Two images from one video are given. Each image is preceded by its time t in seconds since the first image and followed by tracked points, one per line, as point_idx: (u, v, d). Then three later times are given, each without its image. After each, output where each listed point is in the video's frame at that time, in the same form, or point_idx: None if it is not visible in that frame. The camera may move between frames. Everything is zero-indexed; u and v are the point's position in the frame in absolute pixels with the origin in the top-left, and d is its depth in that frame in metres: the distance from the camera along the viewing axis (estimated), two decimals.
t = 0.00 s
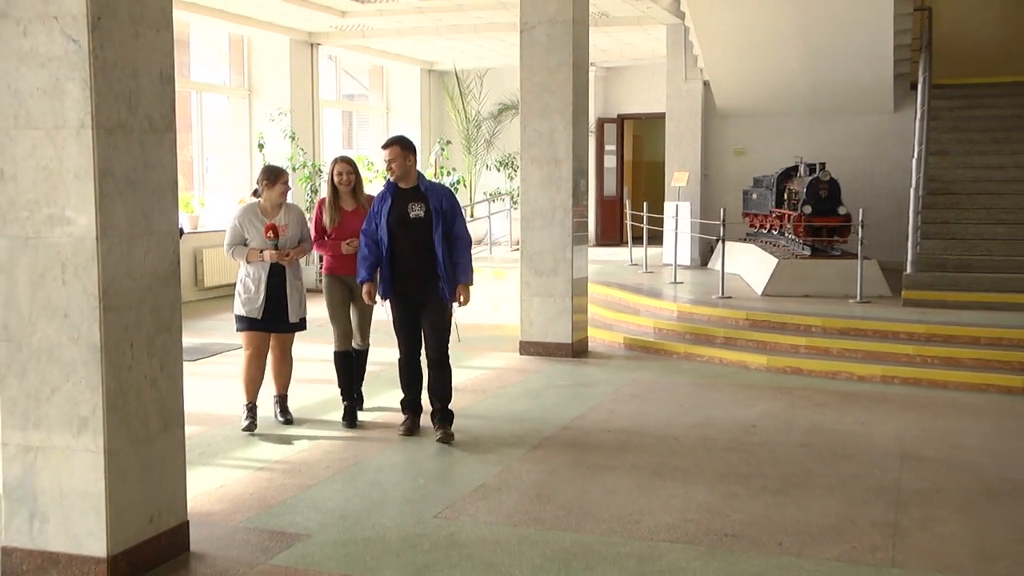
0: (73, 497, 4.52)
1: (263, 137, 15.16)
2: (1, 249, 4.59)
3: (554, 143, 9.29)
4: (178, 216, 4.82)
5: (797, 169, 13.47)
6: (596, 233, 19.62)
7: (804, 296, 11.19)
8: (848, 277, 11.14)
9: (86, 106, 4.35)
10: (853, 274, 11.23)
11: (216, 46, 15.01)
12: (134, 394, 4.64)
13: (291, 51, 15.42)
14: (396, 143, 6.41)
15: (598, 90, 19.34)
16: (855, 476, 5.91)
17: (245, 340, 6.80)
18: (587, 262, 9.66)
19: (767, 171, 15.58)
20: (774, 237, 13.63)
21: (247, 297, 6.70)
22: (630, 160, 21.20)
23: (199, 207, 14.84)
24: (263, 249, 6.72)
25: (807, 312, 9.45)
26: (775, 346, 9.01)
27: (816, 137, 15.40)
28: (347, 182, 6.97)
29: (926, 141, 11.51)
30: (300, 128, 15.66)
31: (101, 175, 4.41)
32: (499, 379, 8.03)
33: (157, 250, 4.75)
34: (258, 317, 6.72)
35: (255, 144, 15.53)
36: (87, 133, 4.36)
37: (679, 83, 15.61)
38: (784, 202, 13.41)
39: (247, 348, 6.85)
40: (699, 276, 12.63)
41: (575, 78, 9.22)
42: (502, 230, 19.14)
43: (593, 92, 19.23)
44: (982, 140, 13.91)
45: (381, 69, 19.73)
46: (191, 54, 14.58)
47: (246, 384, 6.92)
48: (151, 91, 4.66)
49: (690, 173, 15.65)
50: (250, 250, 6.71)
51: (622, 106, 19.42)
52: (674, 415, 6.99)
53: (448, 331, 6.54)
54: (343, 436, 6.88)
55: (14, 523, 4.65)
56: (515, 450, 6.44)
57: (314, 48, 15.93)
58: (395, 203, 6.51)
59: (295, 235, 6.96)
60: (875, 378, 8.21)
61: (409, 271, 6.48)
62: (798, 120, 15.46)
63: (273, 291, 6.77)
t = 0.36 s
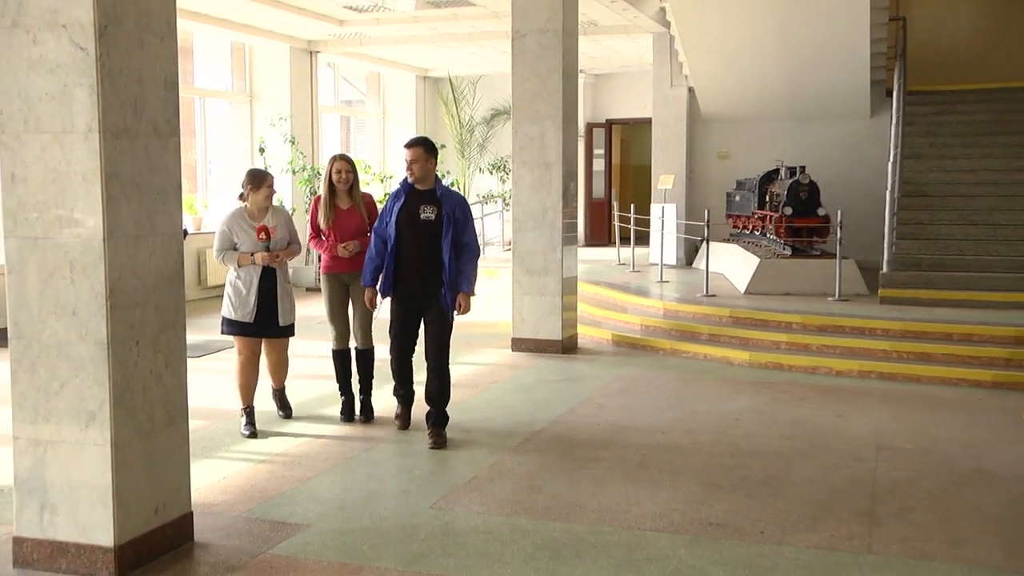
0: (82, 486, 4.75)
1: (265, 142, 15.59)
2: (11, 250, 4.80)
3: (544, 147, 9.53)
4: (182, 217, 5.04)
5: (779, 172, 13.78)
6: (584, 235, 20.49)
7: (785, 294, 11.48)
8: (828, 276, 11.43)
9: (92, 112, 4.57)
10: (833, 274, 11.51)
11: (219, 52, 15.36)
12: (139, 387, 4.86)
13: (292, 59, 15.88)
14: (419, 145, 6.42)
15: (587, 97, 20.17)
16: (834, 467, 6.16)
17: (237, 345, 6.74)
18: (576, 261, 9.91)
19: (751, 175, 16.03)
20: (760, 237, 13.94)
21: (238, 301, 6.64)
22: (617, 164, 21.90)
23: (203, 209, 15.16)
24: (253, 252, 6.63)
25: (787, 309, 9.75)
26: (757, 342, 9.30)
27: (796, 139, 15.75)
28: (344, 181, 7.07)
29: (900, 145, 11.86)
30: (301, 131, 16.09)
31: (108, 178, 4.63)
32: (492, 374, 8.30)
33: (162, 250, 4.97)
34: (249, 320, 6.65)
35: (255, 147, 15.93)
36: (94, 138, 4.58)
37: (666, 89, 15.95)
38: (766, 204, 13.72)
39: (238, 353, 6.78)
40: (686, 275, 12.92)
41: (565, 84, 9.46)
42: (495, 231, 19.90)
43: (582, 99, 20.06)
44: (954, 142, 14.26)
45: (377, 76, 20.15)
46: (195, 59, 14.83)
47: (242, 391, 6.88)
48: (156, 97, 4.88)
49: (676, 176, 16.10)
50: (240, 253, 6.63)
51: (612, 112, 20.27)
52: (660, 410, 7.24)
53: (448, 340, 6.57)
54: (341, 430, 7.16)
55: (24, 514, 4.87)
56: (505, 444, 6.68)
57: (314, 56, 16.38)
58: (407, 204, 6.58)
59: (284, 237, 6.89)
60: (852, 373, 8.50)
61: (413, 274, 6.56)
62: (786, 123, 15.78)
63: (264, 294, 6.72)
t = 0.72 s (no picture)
0: (87, 478, 4.97)
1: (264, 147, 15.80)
2: (20, 251, 5.03)
3: (534, 151, 9.78)
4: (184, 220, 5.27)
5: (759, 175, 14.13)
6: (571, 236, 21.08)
7: (765, 293, 11.76)
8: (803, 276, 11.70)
9: (98, 119, 4.79)
10: (810, 274, 11.79)
11: (217, 58, 15.57)
12: (143, 383, 5.09)
13: (290, 68, 16.15)
14: (421, 145, 6.56)
15: (573, 104, 20.79)
16: (810, 460, 6.42)
17: (235, 347, 6.75)
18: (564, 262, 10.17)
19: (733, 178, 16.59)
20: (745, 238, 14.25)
21: (233, 305, 6.60)
22: (605, 168, 22.36)
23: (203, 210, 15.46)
24: (247, 255, 6.61)
25: (767, 308, 10.05)
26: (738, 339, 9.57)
27: (774, 146, 16.35)
28: (345, 188, 7.07)
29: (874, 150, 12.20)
30: (298, 137, 16.38)
31: (112, 183, 4.85)
32: (483, 370, 8.58)
33: (164, 252, 5.20)
34: (246, 324, 6.60)
35: (256, 153, 16.20)
36: (100, 144, 4.81)
37: (649, 96, 16.63)
38: (746, 206, 14.11)
39: (236, 355, 6.82)
40: (671, 275, 13.22)
41: (553, 90, 9.72)
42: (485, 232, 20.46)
43: (569, 106, 20.68)
44: (928, 148, 14.66)
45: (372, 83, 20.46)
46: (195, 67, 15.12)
47: (241, 387, 7.02)
48: (158, 104, 5.11)
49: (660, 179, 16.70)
50: (234, 257, 6.61)
51: (598, 117, 20.84)
52: (644, 405, 7.51)
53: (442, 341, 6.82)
54: (336, 425, 7.45)
55: (32, 505, 5.11)
56: (494, 439, 6.91)
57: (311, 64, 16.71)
58: (409, 204, 6.69)
59: (279, 241, 6.85)
60: (830, 369, 8.76)
61: (416, 274, 6.66)
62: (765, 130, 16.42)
63: (259, 297, 6.65)
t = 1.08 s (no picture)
0: (91, 471, 5.17)
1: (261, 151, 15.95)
2: (26, 252, 5.23)
3: (522, 154, 10.03)
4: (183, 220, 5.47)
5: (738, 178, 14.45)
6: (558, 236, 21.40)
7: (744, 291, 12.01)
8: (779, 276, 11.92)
9: (100, 124, 4.99)
10: (786, 274, 12.01)
11: (217, 67, 15.89)
12: (145, 379, 5.30)
13: (286, 73, 16.30)
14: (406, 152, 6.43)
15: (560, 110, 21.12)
16: (788, 451, 6.68)
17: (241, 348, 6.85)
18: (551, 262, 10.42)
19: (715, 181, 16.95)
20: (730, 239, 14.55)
21: (239, 306, 6.70)
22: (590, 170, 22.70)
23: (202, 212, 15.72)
24: (254, 258, 6.71)
25: (747, 306, 10.32)
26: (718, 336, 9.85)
27: (755, 148, 16.71)
28: (345, 187, 7.25)
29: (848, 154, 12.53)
30: (295, 142, 16.49)
31: (113, 185, 5.04)
32: (473, 366, 8.84)
33: (165, 251, 5.41)
34: (253, 327, 6.69)
35: (252, 156, 16.45)
36: (102, 148, 5.00)
37: (633, 101, 16.83)
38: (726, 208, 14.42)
39: (243, 354, 6.98)
40: (655, 275, 13.51)
41: (540, 95, 9.97)
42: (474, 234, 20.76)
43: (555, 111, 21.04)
44: (899, 151, 15.04)
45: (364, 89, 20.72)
46: (194, 74, 15.38)
47: (245, 387, 7.26)
48: (159, 108, 5.32)
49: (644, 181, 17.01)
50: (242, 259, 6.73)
51: (584, 121, 21.20)
52: (628, 400, 7.77)
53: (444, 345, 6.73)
54: (331, 419, 7.72)
55: (38, 497, 5.31)
56: (483, 434, 7.15)
57: (306, 70, 16.86)
58: (402, 211, 6.60)
59: (288, 246, 6.92)
60: (807, 364, 9.04)
61: (414, 279, 6.59)
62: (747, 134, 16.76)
63: (266, 300, 6.75)
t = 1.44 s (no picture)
0: (96, 463, 5.41)
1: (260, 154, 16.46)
2: (32, 251, 5.46)
3: (511, 157, 10.28)
4: (183, 221, 5.71)
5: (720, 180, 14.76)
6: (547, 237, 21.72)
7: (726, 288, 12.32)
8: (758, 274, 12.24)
9: (104, 130, 5.21)
10: (766, 272, 12.32)
11: (216, 73, 16.15)
12: (147, 374, 5.53)
13: (284, 80, 16.75)
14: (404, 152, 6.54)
15: (548, 114, 21.49)
16: (767, 443, 6.95)
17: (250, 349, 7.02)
18: (539, 261, 10.69)
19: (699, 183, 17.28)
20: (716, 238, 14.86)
21: (248, 303, 6.93)
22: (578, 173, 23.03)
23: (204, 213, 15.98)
24: (258, 256, 6.91)
25: (729, 304, 10.60)
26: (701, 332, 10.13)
27: (740, 151, 17.01)
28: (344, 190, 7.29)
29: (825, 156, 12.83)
30: (292, 145, 17.06)
31: (117, 188, 5.27)
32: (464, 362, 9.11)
33: (166, 251, 5.65)
34: (258, 325, 6.93)
35: (251, 159, 16.74)
36: (105, 152, 5.23)
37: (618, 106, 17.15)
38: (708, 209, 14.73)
39: (251, 357, 7.07)
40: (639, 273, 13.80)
41: (528, 99, 10.23)
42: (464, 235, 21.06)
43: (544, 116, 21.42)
44: (873, 155, 15.35)
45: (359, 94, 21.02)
46: (195, 80, 15.60)
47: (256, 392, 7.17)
48: (161, 113, 5.55)
49: (629, 183, 17.33)
50: (247, 257, 6.94)
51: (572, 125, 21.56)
52: (614, 394, 8.04)
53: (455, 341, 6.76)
54: (328, 414, 7.98)
55: (45, 489, 5.55)
56: (472, 428, 7.40)
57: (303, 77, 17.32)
58: (402, 211, 6.72)
59: (294, 246, 7.09)
60: (786, 359, 9.32)
61: (415, 278, 6.75)
62: (731, 137, 17.03)
63: (273, 300, 6.95)
